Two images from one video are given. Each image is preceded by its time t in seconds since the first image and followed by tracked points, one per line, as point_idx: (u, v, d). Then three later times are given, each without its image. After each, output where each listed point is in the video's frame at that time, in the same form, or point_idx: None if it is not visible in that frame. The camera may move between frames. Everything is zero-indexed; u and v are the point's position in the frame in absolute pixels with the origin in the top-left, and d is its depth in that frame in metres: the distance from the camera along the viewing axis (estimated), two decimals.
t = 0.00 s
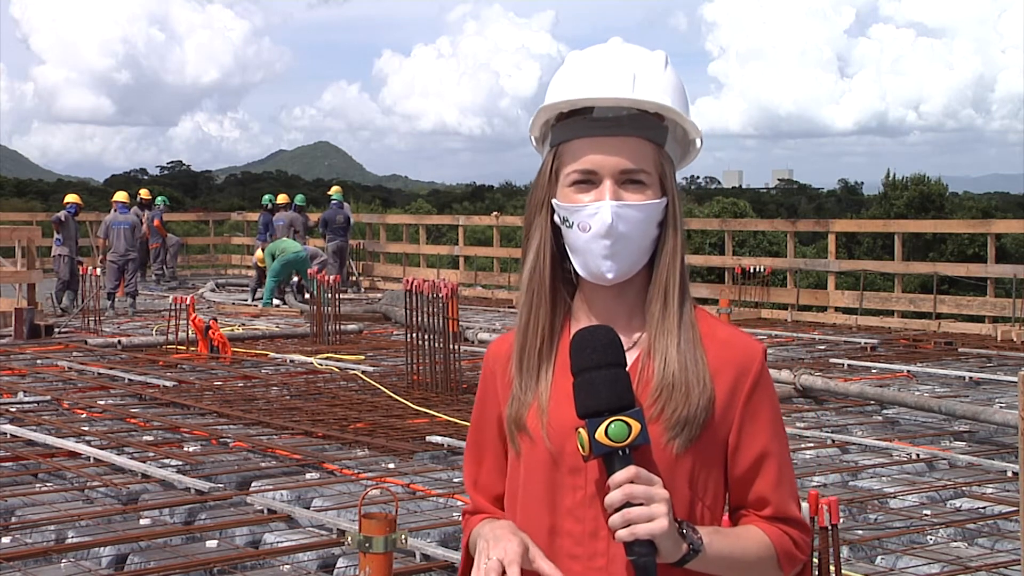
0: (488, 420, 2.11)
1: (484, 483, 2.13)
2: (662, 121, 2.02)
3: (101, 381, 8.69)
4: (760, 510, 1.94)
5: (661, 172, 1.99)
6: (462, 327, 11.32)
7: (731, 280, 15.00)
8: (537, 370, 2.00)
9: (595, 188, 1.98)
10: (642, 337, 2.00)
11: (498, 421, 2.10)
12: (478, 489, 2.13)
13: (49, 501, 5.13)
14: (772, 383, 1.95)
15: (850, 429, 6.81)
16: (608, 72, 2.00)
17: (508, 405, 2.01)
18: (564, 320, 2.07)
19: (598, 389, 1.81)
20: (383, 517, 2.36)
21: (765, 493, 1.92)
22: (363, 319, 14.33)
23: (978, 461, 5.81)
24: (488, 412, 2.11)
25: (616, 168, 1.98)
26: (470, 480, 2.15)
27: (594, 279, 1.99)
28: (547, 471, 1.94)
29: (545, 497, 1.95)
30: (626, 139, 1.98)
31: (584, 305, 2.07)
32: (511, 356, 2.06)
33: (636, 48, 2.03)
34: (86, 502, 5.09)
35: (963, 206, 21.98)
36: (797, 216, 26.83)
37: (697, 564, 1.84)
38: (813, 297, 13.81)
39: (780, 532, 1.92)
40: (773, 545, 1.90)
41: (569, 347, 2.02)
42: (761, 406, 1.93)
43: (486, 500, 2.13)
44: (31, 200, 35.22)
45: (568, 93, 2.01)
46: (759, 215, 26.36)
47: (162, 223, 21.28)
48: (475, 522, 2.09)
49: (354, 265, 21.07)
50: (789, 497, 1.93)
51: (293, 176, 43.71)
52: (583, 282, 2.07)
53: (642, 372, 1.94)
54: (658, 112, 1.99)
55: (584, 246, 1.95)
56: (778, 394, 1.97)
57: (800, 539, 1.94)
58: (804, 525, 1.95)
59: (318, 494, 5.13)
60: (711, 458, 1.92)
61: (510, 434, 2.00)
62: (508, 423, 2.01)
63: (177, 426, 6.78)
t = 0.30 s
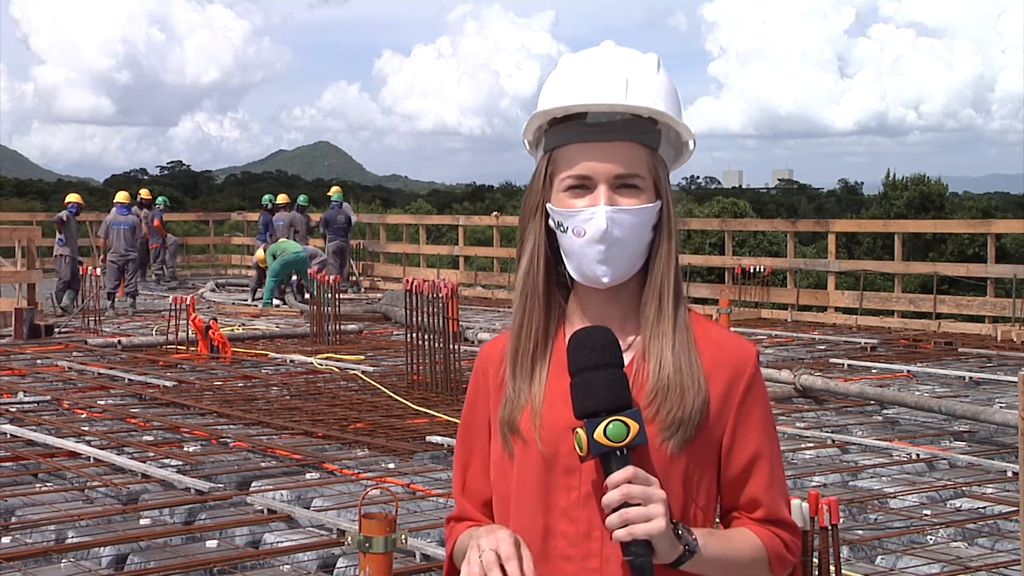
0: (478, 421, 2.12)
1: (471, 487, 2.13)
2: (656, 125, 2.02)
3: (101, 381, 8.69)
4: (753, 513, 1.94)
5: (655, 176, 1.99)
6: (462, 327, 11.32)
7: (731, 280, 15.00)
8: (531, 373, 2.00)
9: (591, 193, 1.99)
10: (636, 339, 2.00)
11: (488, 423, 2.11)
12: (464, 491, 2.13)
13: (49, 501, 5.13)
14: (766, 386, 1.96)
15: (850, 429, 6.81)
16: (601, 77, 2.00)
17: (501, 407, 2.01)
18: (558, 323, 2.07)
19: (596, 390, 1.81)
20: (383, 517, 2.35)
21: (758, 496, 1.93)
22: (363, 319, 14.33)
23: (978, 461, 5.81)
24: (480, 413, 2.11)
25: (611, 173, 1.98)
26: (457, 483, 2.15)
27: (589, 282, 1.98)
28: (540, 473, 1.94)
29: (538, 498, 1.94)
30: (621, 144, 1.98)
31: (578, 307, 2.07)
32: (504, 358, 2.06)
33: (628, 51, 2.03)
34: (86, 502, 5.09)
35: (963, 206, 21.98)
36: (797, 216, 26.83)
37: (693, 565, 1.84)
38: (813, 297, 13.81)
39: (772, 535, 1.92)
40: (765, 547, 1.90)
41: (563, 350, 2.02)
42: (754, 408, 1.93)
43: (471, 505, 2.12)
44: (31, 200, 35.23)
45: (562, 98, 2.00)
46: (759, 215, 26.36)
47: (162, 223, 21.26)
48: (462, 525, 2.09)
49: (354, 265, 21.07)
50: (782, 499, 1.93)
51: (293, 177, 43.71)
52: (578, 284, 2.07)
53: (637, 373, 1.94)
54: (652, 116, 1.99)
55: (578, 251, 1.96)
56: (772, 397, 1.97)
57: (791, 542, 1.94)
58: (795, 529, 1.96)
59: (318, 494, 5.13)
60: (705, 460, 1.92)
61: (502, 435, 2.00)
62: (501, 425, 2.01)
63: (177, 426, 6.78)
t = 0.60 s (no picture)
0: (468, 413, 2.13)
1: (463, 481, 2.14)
2: (655, 118, 2.02)
3: (101, 381, 8.69)
4: (752, 504, 1.94)
5: (654, 170, 1.99)
6: (462, 327, 11.32)
7: (731, 280, 15.01)
8: (524, 369, 2.00)
9: (590, 187, 1.98)
10: (632, 331, 2.00)
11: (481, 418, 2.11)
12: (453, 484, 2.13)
13: (49, 501, 5.13)
14: (762, 375, 1.96)
15: (850, 429, 6.81)
16: (601, 69, 2.00)
17: (496, 403, 2.01)
18: (554, 318, 2.07)
19: (593, 383, 1.81)
20: (384, 517, 2.35)
21: (757, 486, 1.93)
22: (363, 319, 14.33)
23: (978, 461, 5.81)
24: (472, 408, 2.12)
25: (609, 167, 1.98)
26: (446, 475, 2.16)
27: (587, 277, 1.99)
28: (538, 469, 1.94)
29: (536, 493, 1.94)
30: (620, 137, 1.98)
31: (575, 301, 2.07)
32: (498, 353, 2.06)
33: (627, 44, 2.03)
34: (86, 502, 5.09)
35: (963, 206, 21.98)
36: (797, 216, 26.84)
37: (692, 559, 1.84)
38: (813, 297, 13.81)
39: (774, 525, 1.92)
40: (767, 538, 1.90)
41: (558, 345, 2.02)
42: (751, 399, 1.93)
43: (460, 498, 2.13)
44: (31, 200, 35.24)
45: (560, 92, 2.00)
46: (759, 215, 26.36)
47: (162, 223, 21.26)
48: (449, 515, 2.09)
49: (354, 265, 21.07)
50: (781, 489, 1.94)
51: (293, 177, 43.72)
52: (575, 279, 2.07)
53: (633, 366, 1.94)
54: (651, 109, 1.99)
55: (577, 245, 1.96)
56: (769, 386, 1.97)
57: (793, 532, 1.94)
58: (796, 519, 1.96)
59: (318, 494, 5.13)
60: (703, 451, 1.92)
61: (498, 431, 2.00)
62: (496, 420, 2.00)
63: (177, 426, 6.78)
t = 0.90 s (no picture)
0: (475, 416, 2.13)
1: (470, 483, 2.15)
2: (651, 115, 2.02)
3: (101, 381, 8.69)
4: (764, 497, 1.95)
5: (651, 167, 1.98)
6: (462, 327, 11.33)
7: (731, 279, 15.00)
8: (529, 372, 2.00)
9: (586, 186, 1.98)
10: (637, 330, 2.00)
11: (488, 419, 2.12)
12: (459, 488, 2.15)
13: (49, 501, 5.13)
14: (768, 369, 1.96)
15: (850, 429, 6.81)
16: (594, 67, 2.00)
17: (503, 406, 2.01)
18: (558, 318, 2.07)
19: (596, 385, 1.81)
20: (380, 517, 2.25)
21: (768, 479, 1.94)
22: (363, 319, 14.33)
23: (978, 461, 5.81)
24: (479, 410, 2.12)
25: (604, 166, 1.98)
26: (454, 479, 2.17)
27: (586, 276, 1.99)
28: (546, 470, 1.94)
29: (545, 495, 1.94)
30: (616, 136, 1.98)
31: (578, 301, 2.07)
32: (504, 355, 2.07)
33: (621, 39, 2.02)
34: (86, 502, 5.09)
35: (963, 206, 21.99)
36: (796, 216, 26.85)
37: (703, 557, 1.83)
38: (813, 297, 13.81)
39: (785, 519, 1.93)
40: (779, 532, 1.91)
41: (563, 346, 2.02)
42: (758, 392, 1.94)
43: (467, 500, 2.14)
44: (31, 200, 35.25)
45: (555, 91, 2.00)
46: (759, 215, 26.37)
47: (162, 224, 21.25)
48: (459, 520, 2.11)
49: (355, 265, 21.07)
50: (792, 481, 1.94)
51: (294, 177, 43.73)
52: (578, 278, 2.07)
53: (638, 365, 1.94)
54: (647, 107, 1.99)
55: (574, 245, 1.96)
56: (775, 378, 1.98)
57: (806, 525, 1.95)
58: (807, 510, 1.96)
59: (318, 494, 5.13)
60: (711, 448, 1.92)
61: (506, 434, 2.00)
62: (505, 423, 2.01)
63: (177, 426, 6.78)
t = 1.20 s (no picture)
0: (481, 420, 2.13)
1: (478, 487, 2.15)
2: (650, 117, 2.01)
3: (101, 381, 8.69)
4: (769, 495, 1.95)
5: (649, 170, 1.98)
6: (462, 327, 11.33)
7: (731, 279, 14.99)
8: (531, 376, 2.00)
9: (584, 188, 1.98)
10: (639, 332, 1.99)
11: (493, 424, 2.12)
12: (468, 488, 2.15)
13: (49, 501, 5.13)
14: (770, 368, 1.96)
15: (850, 429, 6.81)
16: (593, 68, 2.00)
17: (507, 410, 2.01)
18: (559, 321, 2.07)
19: (597, 388, 1.81)
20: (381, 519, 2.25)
21: (774, 478, 1.94)
22: (363, 319, 14.33)
23: (978, 461, 5.81)
24: (484, 414, 2.12)
25: (603, 169, 1.98)
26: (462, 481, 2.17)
27: (585, 279, 1.98)
28: (552, 473, 1.94)
29: (550, 498, 1.94)
30: (613, 138, 1.98)
31: (578, 304, 2.07)
32: (506, 358, 2.07)
33: (620, 39, 2.02)
34: (86, 502, 5.09)
35: (963, 206, 21.99)
36: (796, 216, 26.85)
37: (708, 557, 1.84)
38: (813, 297, 13.81)
39: (790, 516, 1.93)
40: (784, 530, 1.91)
41: (565, 349, 2.02)
42: (761, 392, 1.94)
43: (476, 503, 2.14)
44: (31, 200, 35.25)
45: (553, 93, 2.00)
46: (759, 215, 26.38)
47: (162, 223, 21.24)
48: (467, 523, 2.11)
49: (355, 265, 21.06)
50: (797, 480, 1.95)
51: (293, 177, 43.72)
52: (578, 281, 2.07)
53: (640, 368, 1.94)
54: (645, 109, 1.99)
55: (573, 248, 1.96)
56: (777, 377, 1.98)
57: (812, 522, 1.95)
58: (813, 507, 1.97)
59: (318, 494, 5.13)
60: (716, 449, 1.92)
61: (511, 436, 2.00)
62: (510, 427, 2.01)
63: (177, 426, 6.78)
